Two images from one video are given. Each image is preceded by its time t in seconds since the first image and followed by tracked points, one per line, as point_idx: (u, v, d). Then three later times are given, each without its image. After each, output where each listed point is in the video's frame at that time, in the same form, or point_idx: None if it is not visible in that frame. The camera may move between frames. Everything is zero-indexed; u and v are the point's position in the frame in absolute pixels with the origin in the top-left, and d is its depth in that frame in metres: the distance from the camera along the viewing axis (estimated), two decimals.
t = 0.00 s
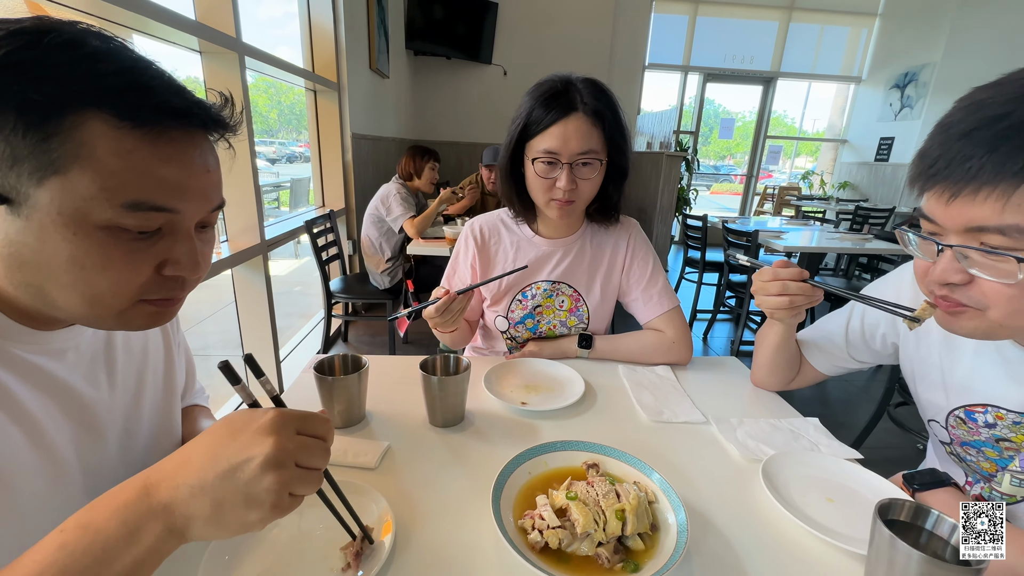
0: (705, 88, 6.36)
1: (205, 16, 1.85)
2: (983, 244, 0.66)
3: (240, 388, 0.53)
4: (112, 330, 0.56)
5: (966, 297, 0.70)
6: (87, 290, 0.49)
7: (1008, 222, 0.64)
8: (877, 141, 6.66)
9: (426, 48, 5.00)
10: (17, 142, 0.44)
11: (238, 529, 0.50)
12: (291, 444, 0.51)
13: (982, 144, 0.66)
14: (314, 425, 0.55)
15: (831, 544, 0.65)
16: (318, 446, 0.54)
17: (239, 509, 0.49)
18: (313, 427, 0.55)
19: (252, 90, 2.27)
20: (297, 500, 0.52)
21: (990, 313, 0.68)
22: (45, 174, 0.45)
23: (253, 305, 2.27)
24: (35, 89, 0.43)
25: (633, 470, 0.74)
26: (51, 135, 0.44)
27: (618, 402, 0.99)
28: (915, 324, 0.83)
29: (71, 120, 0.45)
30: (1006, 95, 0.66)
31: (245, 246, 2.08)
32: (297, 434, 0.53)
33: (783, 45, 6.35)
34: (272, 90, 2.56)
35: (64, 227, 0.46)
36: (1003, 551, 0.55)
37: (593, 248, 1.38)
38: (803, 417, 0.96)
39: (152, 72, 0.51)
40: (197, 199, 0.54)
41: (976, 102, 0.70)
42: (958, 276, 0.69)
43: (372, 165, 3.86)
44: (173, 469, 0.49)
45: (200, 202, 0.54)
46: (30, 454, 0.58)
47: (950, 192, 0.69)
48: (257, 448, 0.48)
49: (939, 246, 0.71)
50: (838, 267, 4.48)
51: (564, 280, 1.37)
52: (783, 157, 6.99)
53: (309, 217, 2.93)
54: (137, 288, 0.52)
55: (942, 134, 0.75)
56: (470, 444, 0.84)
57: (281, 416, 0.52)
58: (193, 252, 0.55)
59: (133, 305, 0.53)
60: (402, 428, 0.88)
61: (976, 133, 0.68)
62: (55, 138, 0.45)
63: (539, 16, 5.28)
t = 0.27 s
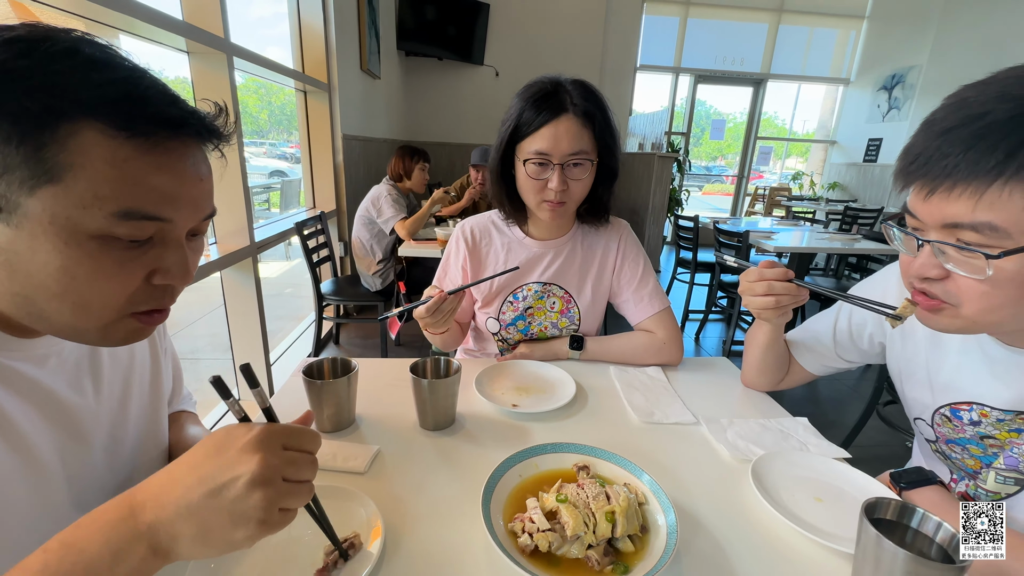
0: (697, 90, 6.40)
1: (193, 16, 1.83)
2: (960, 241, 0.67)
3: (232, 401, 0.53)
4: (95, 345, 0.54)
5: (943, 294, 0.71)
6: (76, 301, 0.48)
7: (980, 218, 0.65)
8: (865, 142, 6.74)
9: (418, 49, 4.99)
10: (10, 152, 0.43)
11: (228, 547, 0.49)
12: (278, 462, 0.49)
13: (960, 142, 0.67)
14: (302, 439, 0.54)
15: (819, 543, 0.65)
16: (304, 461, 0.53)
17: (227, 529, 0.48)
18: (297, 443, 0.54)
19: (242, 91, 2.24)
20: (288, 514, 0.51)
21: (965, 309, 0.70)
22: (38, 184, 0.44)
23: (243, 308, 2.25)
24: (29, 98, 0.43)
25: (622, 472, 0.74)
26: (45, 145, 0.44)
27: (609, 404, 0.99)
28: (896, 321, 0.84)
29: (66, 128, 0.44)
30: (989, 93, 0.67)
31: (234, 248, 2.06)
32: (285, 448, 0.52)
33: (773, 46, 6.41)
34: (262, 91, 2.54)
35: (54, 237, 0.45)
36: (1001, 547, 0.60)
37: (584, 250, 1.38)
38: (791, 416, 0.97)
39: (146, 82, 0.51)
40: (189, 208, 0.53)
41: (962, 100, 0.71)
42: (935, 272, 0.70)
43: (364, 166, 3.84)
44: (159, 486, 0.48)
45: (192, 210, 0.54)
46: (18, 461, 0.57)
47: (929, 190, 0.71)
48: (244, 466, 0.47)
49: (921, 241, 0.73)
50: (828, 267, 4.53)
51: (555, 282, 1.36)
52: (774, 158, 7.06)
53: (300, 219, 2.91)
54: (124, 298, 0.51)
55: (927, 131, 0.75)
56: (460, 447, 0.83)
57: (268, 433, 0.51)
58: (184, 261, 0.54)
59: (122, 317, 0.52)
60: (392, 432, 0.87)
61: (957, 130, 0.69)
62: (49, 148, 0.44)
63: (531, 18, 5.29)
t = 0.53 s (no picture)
0: (688, 92, 6.44)
1: (181, 17, 1.81)
2: (940, 240, 0.69)
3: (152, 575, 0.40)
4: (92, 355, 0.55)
5: (925, 291, 0.72)
6: (81, 313, 0.49)
7: (958, 218, 0.66)
8: (854, 143, 6.82)
9: (410, 50, 4.98)
10: (25, 165, 0.44)
11: None
12: None
13: (938, 142, 0.69)
14: None
15: (807, 543, 0.66)
16: None
17: None
18: None
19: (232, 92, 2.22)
20: None
21: (944, 307, 0.71)
22: (50, 198, 0.45)
23: (233, 311, 2.23)
24: (47, 113, 0.44)
25: (613, 473, 0.74)
26: (59, 160, 0.45)
27: (599, 405, 1.00)
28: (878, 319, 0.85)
29: (80, 144, 0.46)
30: (969, 94, 0.68)
31: (224, 251, 2.04)
32: None
33: (763, 49, 6.46)
34: (253, 92, 2.52)
35: (64, 251, 0.46)
36: (997, 557, 0.63)
37: (575, 250, 1.39)
38: (781, 416, 0.98)
39: (159, 98, 0.52)
40: (196, 221, 0.54)
41: (941, 102, 0.72)
42: (916, 270, 0.72)
43: (355, 167, 3.83)
44: None
45: (200, 224, 0.55)
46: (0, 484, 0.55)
47: (908, 189, 0.72)
48: None
49: (904, 239, 0.74)
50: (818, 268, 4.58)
51: (546, 284, 1.37)
52: (764, 159, 7.13)
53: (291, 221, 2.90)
54: (129, 311, 0.52)
55: (909, 132, 0.77)
56: (451, 450, 0.83)
57: None
58: (190, 274, 0.56)
59: (122, 327, 0.53)
60: (382, 435, 0.87)
61: (937, 131, 0.70)
62: (64, 162, 0.45)
63: (523, 19, 5.29)
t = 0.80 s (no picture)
0: (682, 93, 6.47)
1: (173, 18, 1.80)
2: (928, 240, 0.69)
3: None
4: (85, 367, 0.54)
5: (916, 292, 0.73)
6: (100, 342, 0.51)
7: (945, 220, 0.67)
8: (845, 144, 6.88)
9: (404, 51, 4.98)
10: (50, 199, 0.45)
11: None
12: None
13: (923, 146, 0.70)
14: None
15: (799, 542, 0.66)
16: None
17: None
18: None
19: (225, 93, 2.21)
20: None
21: (934, 307, 0.71)
22: (74, 231, 0.46)
23: (226, 313, 2.22)
24: (75, 145, 0.45)
25: (607, 474, 0.74)
26: (84, 193, 0.46)
27: (593, 406, 1.00)
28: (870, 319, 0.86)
29: (108, 176, 0.47)
30: (954, 97, 0.69)
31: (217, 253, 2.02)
32: None
33: (756, 50, 6.51)
34: (246, 93, 2.50)
35: (86, 282, 0.48)
36: (1002, 548, 0.64)
37: (569, 252, 1.39)
38: (773, 416, 0.99)
39: (186, 126, 0.54)
40: (216, 249, 0.56)
41: (924, 106, 0.73)
42: (907, 270, 0.72)
43: (349, 169, 3.81)
44: None
45: (219, 252, 0.57)
46: (1, 506, 0.54)
47: (896, 192, 0.73)
48: None
49: (893, 241, 0.75)
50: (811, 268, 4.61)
51: (540, 285, 1.37)
52: (757, 160, 7.18)
53: (285, 223, 2.88)
54: (149, 337, 0.54)
55: (897, 135, 0.77)
56: (445, 452, 0.83)
57: None
58: (207, 300, 0.58)
59: (140, 351, 0.55)
60: (376, 438, 0.87)
61: (921, 134, 0.71)
62: (90, 196, 0.46)
63: (518, 20, 5.30)
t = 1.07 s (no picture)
0: (677, 94, 6.49)
1: (167, 19, 1.79)
2: (913, 221, 0.71)
3: None
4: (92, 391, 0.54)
5: (891, 270, 0.75)
6: (142, 375, 0.53)
7: (927, 203, 0.68)
8: (839, 145, 6.92)
9: (399, 52, 4.98)
10: (101, 236, 0.47)
11: None
12: None
13: (929, 128, 0.71)
14: None
15: (795, 542, 0.66)
16: None
17: None
18: None
19: (220, 94, 2.20)
20: None
21: (904, 287, 0.74)
22: (122, 266, 0.48)
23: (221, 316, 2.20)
24: (128, 183, 0.47)
25: (603, 476, 0.74)
26: (135, 230, 0.48)
27: (589, 407, 1.00)
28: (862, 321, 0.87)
29: (159, 213, 0.49)
30: (973, 83, 0.69)
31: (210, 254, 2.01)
32: None
33: (750, 52, 6.54)
34: (241, 94, 2.49)
35: (132, 317, 0.49)
36: (1002, 548, 0.64)
37: (565, 253, 1.39)
38: (769, 417, 0.99)
39: (230, 159, 0.56)
40: (254, 281, 0.58)
41: (949, 87, 0.73)
42: (886, 250, 0.75)
43: (345, 170, 3.81)
44: None
45: (257, 285, 0.59)
46: (21, 531, 0.55)
47: (896, 168, 0.75)
48: None
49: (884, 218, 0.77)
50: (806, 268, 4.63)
51: (536, 286, 1.37)
52: (752, 161, 7.21)
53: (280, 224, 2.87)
54: (188, 368, 0.56)
55: (913, 114, 0.78)
56: (440, 453, 0.83)
57: None
58: (243, 331, 0.59)
59: (180, 383, 0.57)
60: (371, 440, 0.86)
61: (934, 115, 0.72)
62: (138, 232, 0.48)
63: (513, 22, 5.31)
